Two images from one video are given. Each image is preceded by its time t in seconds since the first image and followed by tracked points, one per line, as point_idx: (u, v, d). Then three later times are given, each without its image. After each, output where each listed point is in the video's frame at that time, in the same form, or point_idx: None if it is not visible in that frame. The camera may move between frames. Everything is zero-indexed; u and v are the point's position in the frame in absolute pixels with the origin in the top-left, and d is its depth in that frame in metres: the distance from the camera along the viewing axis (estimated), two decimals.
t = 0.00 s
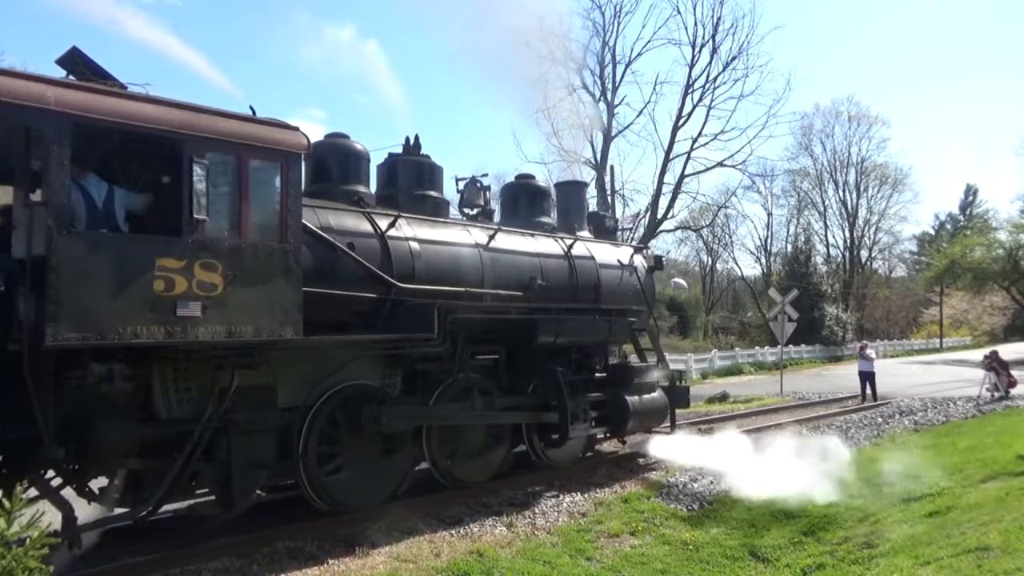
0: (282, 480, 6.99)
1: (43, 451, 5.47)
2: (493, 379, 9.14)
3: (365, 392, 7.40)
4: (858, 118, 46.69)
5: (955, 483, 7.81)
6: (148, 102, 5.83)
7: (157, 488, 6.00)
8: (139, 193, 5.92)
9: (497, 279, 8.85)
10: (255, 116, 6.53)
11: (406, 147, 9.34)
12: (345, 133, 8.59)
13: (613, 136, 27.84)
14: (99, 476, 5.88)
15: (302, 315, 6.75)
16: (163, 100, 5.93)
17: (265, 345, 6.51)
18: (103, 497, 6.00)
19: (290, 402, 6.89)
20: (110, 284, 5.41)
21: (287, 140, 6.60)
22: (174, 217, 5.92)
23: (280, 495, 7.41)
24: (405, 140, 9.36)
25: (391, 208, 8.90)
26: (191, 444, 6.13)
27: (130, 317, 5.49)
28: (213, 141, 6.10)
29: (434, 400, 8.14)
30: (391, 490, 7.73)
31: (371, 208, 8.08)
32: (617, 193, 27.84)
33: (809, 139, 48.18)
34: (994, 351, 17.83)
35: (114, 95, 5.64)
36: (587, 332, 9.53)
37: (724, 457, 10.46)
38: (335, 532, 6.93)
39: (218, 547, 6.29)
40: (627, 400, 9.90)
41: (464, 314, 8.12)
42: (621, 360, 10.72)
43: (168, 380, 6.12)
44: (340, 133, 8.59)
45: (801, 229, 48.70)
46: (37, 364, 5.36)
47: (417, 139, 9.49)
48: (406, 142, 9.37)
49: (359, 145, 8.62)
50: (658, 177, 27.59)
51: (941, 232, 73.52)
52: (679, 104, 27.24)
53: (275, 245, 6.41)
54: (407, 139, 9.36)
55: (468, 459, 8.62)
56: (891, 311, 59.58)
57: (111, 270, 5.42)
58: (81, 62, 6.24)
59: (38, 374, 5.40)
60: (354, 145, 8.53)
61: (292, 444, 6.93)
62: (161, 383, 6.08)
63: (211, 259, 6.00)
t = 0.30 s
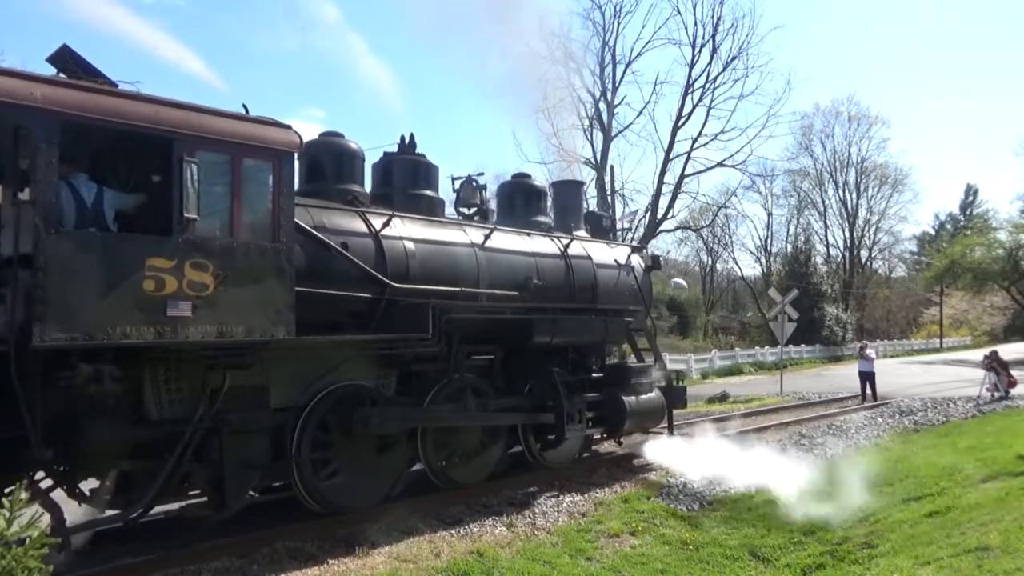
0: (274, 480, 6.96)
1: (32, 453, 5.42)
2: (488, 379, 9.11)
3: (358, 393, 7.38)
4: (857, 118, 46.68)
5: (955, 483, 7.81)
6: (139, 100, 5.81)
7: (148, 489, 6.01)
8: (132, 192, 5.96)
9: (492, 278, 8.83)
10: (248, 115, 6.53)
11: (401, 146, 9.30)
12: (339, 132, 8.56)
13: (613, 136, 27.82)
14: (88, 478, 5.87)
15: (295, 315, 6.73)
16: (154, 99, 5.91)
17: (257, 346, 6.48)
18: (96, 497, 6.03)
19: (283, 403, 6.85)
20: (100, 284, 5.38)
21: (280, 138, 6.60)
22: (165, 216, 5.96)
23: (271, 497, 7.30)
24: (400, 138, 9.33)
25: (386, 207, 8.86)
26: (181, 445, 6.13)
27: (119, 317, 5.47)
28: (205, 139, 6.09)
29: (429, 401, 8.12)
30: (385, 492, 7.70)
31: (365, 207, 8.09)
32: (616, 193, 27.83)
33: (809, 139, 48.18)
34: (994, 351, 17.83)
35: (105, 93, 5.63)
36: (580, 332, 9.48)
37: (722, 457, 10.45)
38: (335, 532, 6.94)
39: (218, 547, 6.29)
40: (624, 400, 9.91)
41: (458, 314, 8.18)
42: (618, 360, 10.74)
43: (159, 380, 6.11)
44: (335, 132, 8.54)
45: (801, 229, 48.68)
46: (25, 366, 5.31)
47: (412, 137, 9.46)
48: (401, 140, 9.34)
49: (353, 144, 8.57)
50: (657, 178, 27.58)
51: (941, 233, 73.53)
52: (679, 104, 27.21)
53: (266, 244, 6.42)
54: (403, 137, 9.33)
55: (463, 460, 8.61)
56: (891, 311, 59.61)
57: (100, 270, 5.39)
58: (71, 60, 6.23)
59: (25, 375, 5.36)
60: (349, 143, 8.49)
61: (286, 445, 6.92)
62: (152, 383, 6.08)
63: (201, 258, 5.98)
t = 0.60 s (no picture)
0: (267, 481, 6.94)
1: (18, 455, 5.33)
2: (483, 380, 9.09)
3: (350, 394, 7.35)
4: (857, 118, 46.68)
5: (955, 482, 7.81)
6: (129, 98, 5.78)
7: (138, 491, 5.93)
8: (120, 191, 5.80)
9: (487, 278, 8.83)
10: (240, 114, 6.51)
11: (396, 145, 9.27)
12: (334, 131, 8.55)
13: (613, 136, 27.78)
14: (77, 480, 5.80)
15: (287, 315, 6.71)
16: (144, 97, 5.88)
17: (248, 347, 6.49)
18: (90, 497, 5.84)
19: (276, 405, 6.87)
20: (87, 284, 5.36)
21: (270, 137, 6.58)
22: (155, 216, 5.84)
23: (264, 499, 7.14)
24: (395, 137, 9.31)
25: (380, 207, 8.85)
26: (172, 445, 6.08)
27: (107, 318, 5.44)
28: (194, 138, 6.07)
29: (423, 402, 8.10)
30: (377, 494, 7.66)
31: (359, 207, 8.05)
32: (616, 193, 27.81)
33: (809, 139, 48.16)
34: (994, 351, 17.83)
35: (95, 91, 5.61)
36: (576, 332, 9.45)
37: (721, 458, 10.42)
38: (335, 532, 6.94)
39: (218, 547, 6.29)
40: (620, 400, 9.89)
41: (453, 315, 8.10)
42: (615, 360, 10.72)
43: (149, 380, 6.09)
44: (328, 131, 8.53)
45: (801, 229, 48.67)
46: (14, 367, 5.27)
47: (407, 136, 9.44)
48: (396, 139, 9.31)
49: (347, 143, 8.58)
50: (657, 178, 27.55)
51: (941, 233, 73.54)
52: (679, 104, 27.18)
53: (258, 244, 6.38)
54: (398, 136, 9.31)
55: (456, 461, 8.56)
56: (891, 310, 59.65)
57: (88, 270, 5.38)
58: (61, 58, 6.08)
59: (12, 377, 5.28)
60: (343, 143, 8.48)
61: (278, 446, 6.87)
62: (142, 383, 6.05)
63: (191, 257, 5.95)
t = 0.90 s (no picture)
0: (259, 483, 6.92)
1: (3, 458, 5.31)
2: (478, 380, 9.11)
3: (342, 395, 7.31)
4: (857, 118, 46.67)
5: (955, 483, 7.81)
6: (116, 96, 5.68)
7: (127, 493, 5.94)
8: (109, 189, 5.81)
9: (483, 278, 8.76)
10: (230, 111, 6.42)
11: (391, 142, 9.22)
12: (327, 129, 8.51)
13: (613, 136, 27.76)
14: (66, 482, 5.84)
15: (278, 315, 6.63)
16: (131, 94, 5.79)
17: (238, 347, 6.39)
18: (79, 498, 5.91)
19: (268, 405, 6.87)
20: (74, 283, 5.27)
21: (261, 135, 6.48)
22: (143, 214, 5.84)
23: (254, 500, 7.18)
24: (390, 134, 9.20)
25: (373, 205, 8.84)
26: (162, 447, 6.06)
27: (94, 317, 5.35)
28: (183, 136, 5.99)
29: (417, 403, 8.10)
30: (371, 495, 7.63)
31: (352, 206, 8.04)
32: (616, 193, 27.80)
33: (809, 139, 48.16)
34: (994, 351, 17.83)
35: (83, 87, 5.51)
36: (576, 332, 9.57)
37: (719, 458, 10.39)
38: (335, 532, 6.95)
39: (218, 546, 6.30)
40: (618, 401, 9.87)
41: (447, 315, 8.11)
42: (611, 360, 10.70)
43: (138, 381, 6.09)
44: (321, 129, 8.49)
45: (801, 229, 48.67)
46: None
47: (403, 134, 9.36)
48: (390, 137, 9.20)
49: (340, 141, 8.54)
50: (657, 177, 27.52)
51: (941, 233, 73.53)
52: (680, 104, 27.15)
53: (248, 243, 6.30)
54: (392, 133, 9.19)
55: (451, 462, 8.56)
56: (891, 310, 59.66)
57: (74, 270, 5.29)
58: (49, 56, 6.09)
59: None
60: (336, 141, 8.46)
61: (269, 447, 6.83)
62: (131, 383, 6.04)
63: (179, 256, 5.87)
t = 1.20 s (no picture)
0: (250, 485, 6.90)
1: None
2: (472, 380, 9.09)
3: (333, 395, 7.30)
4: (857, 118, 46.67)
5: (955, 483, 7.81)
6: (102, 93, 5.60)
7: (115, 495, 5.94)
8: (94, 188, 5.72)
9: (477, 278, 8.76)
10: (221, 109, 6.35)
11: (384, 141, 9.18)
12: (320, 128, 8.49)
13: (613, 136, 27.74)
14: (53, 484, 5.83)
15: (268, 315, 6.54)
16: (117, 92, 5.70)
17: (226, 347, 6.35)
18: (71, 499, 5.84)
19: (259, 406, 6.85)
20: (57, 283, 5.20)
21: (252, 134, 6.40)
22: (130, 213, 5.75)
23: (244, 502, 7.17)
24: (383, 134, 9.17)
25: (366, 205, 8.80)
26: (150, 448, 6.05)
27: (78, 318, 5.28)
28: (170, 134, 5.90)
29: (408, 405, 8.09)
30: (364, 497, 7.62)
31: (344, 205, 8.02)
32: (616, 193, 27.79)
33: (809, 139, 48.16)
34: (994, 351, 17.83)
35: (70, 84, 5.43)
36: (569, 332, 9.50)
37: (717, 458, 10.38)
38: (335, 532, 6.96)
39: (218, 547, 6.31)
40: (613, 402, 9.88)
41: (440, 315, 8.06)
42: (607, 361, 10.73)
43: (126, 383, 6.05)
44: (313, 128, 8.46)
45: (801, 229, 48.68)
46: None
47: (395, 133, 9.30)
48: (384, 136, 9.18)
49: (333, 140, 8.53)
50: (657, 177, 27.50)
51: (940, 233, 73.54)
52: (679, 104, 27.14)
53: (237, 243, 6.23)
54: (386, 132, 9.18)
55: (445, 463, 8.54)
56: (891, 310, 59.65)
57: (58, 269, 5.22)
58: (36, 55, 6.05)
59: None
60: (329, 140, 8.44)
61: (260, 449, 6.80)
62: (119, 385, 6.01)
63: (166, 256, 5.80)
